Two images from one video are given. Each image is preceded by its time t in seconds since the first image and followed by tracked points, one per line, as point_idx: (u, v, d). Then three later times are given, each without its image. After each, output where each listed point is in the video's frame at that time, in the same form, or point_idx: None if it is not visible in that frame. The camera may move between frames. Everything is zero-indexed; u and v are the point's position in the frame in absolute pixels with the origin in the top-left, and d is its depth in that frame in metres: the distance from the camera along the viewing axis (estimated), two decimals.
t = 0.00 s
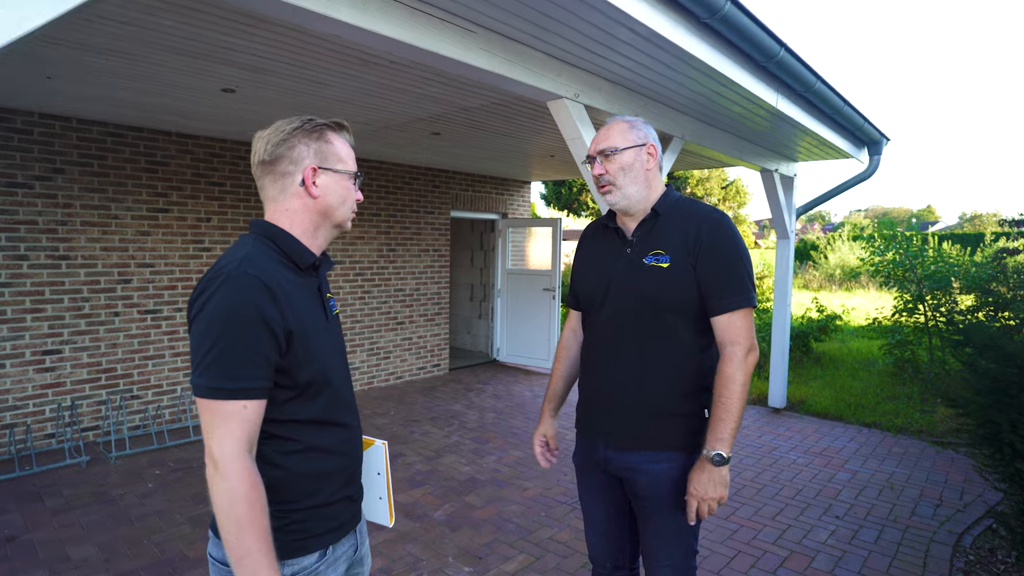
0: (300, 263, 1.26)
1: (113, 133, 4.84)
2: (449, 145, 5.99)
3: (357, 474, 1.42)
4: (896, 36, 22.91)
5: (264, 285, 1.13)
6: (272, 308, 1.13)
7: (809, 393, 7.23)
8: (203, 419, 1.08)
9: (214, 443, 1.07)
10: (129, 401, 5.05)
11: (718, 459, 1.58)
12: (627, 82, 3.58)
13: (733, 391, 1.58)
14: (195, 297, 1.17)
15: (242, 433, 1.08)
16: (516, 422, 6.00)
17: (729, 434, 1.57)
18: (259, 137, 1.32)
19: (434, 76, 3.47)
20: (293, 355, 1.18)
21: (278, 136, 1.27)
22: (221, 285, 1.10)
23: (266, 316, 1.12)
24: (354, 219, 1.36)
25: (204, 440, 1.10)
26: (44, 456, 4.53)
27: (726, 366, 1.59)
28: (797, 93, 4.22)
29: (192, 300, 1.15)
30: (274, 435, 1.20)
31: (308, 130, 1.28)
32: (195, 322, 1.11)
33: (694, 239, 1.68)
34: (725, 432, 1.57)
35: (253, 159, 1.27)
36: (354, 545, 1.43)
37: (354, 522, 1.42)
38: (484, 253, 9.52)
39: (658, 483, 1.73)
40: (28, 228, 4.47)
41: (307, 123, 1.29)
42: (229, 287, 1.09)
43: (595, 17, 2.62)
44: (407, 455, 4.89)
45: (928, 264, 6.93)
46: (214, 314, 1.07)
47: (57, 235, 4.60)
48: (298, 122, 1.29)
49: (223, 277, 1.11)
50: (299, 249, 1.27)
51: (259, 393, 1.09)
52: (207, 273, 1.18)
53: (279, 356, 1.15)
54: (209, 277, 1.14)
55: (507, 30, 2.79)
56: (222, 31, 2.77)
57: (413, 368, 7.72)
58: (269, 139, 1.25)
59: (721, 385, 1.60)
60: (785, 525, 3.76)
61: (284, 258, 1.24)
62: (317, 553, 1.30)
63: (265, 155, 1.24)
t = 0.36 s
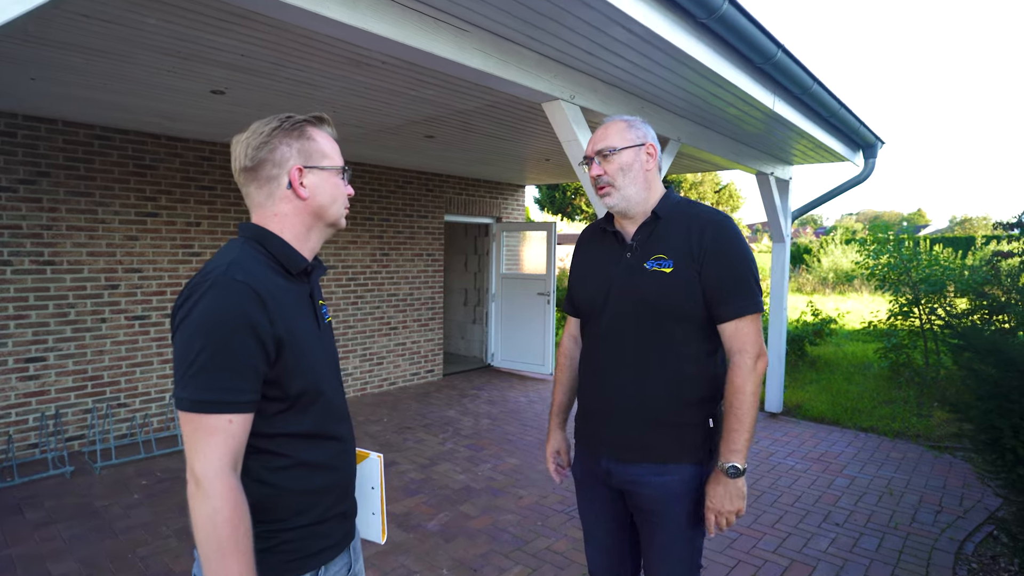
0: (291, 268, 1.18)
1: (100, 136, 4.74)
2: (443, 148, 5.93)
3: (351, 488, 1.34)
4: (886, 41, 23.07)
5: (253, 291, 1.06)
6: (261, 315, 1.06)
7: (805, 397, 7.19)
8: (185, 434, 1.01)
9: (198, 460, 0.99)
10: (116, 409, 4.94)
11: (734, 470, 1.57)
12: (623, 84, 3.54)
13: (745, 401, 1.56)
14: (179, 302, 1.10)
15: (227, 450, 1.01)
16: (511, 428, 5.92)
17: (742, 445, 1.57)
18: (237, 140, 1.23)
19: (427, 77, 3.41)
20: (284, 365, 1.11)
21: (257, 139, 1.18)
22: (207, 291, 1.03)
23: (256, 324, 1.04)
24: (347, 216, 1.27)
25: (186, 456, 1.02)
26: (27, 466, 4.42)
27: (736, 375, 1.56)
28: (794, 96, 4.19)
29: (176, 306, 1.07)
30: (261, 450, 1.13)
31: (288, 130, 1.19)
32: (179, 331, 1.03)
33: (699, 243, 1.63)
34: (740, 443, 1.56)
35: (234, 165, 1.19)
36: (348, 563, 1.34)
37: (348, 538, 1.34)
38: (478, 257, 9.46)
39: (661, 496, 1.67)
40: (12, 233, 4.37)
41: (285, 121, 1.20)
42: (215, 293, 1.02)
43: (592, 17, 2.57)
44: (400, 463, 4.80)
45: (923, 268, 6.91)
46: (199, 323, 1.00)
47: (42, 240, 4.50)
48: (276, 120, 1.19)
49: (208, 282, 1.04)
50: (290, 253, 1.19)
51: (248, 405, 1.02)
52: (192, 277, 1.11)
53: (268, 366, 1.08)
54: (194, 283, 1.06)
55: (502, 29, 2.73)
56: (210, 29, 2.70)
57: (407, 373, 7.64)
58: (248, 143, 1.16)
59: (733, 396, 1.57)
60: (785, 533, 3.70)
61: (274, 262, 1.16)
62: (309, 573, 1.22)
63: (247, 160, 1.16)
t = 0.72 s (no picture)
0: (273, 277, 1.13)
1: (65, 138, 4.57)
2: (421, 156, 5.87)
3: (335, 509, 1.29)
4: (852, 59, 23.83)
5: (232, 301, 1.00)
6: (241, 326, 1.00)
7: (779, 406, 7.29)
8: (158, 454, 0.94)
9: (171, 483, 0.92)
10: (77, 422, 4.73)
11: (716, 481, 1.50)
12: (605, 94, 3.55)
13: (731, 409, 1.49)
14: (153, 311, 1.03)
15: (204, 470, 0.94)
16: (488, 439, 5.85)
17: (726, 454, 1.49)
18: (224, 141, 1.20)
19: (408, 82, 3.37)
20: (264, 379, 1.05)
21: (245, 138, 1.15)
22: (182, 300, 0.96)
23: (234, 337, 0.98)
24: (331, 228, 1.23)
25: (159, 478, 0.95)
26: None
27: (727, 381, 1.51)
28: (771, 108, 4.27)
29: (149, 317, 1.01)
30: (240, 470, 1.06)
31: (278, 132, 1.16)
32: (151, 343, 0.97)
33: (688, 253, 1.62)
34: (724, 451, 1.49)
35: (218, 165, 1.15)
36: None
37: (331, 562, 1.28)
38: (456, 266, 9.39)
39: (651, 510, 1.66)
40: None
41: (277, 124, 1.17)
42: (190, 302, 0.96)
43: (579, 25, 2.57)
44: (376, 476, 4.70)
45: (891, 279, 7.10)
46: (173, 335, 0.94)
47: None
48: (267, 123, 1.16)
49: (184, 290, 0.98)
50: (272, 262, 1.14)
51: (226, 423, 0.96)
52: (168, 284, 1.04)
53: (248, 382, 1.02)
54: (168, 291, 1.00)
55: (488, 36, 2.71)
56: (185, 29, 2.62)
57: (382, 383, 7.51)
58: (235, 142, 1.13)
59: (718, 403, 1.51)
60: (764, 541, 3.72)
61: (255, 270, 1.11)
62: None
63: (232, 159, 1.12)
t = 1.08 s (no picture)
0: (262, 276, 1.08)
1: None
2: (380, 149, 5.75)
3: (326, 516, 1.24)
4: (793, 56, 24.78)
5: (225, 301, 0.95)
6: (235, 328, 0.96)
7: (735, 392, 7.55)
8: (148, 464, 0.88)
9: (165, 495, 0.87)
10: (14, 435, 4.43)
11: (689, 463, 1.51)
12: (570, 87, 3.57)
13: (712, 395, 1.52)
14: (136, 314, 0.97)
15: (200, 480, 0.89)
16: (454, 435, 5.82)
17: (700, 437, 1.52)
18: (192, 135, 1.10)
19: (371, 74, 3.29)
20: (259, 383, 1.01)
21: (220, 134, 1.06)
22: (171, 301, 0.91)
23: (229, 339, 0.94)
24: (320, 220, 1.18)
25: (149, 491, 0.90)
26: None
27: (710, 369, 1.54)
28: (728, 103, 4.39)
29: (132, 321, 0.95)
30: (232, 480, 1.02)
31: (255, 125, 1.08)
32: (138, 348, 0.91)
33: (671, 245, 1.65)
34: (700, 434, 1.52)
35: (192, 163, 1.06)
36: None
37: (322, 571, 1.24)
38: (415, 261, 9.27)
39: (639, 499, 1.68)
40: None
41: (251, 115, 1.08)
42: (181, 303, 0.91)
43: (548, 19, 2.58)
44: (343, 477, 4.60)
45: (836, 267, 7.44)
46: (164, 338, 0.89)
47: None
48: (240, 114, 1.07)
49: (172, 291, 0.92)
50: (261, 260, 1.09)
51: (223, 429, 0.92)
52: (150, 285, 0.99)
53: (242, 386, 0.98)
54: (153, 292, 0.95)
55: (456, 29, 2.68)
56: (134, 16, 2.47)
57: (343, 383, 7.36)
58: (209, 138, 1.04)
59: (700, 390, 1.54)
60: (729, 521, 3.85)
61: (244, 269, 1.06)
62: None
63: (209, 157, 1.04)
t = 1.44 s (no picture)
0: (287, 275, 1.09)
1: None
2: (361, 148, 5.71)
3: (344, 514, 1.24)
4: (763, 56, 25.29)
5: (259, 300, 0.96)
6: (268, 325, 0.96)
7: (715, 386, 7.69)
8: (187, 463, 0.90)
9: (205, 492, 0.89)
10: None
11: (721, 457, 1.62)
12: (558, 87, 3.59)
13: (726, 388, 1.61)
14: (166, 312, 0.98)
15: (238, 477, 0.91)
16: (440, 434, 5.81)
17: (726, 432, 1.62)
18: (223, 133, 1.13)
19: (358, 72, 3.27)
20: (288, 381, 1.02)
21: (252, 131, 1.09)
22: (208, 300, 0.92)
23: (263, 337, 0.95)
24: (341, 222, 1.20)
25: (186, 489, 0.91)
26: None
27: (717, 364, 1.62)
28: (708, 103, 4.49)
29: (164, 321, 0.95)
30: (263, 478, 1.03)
31: (285, 125, 1.11)
32: (171, 348, 0.92)
33: (674, 241, 1.70)
34: (724, 430, 1.62)
35: (221, 159, 1.09)
36: None
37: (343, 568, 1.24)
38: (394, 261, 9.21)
39: (646, 490, 1.73)
40: None
41: (282, 115, 1.12)
42: (218, 301, 0.92)
43: (540, 19, 2.60)
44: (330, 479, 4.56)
45: (809, 263, 7.64)
46: (202, 336, 0.90)
47: None
48: (272, 114, 1.11)
49: (208, 290, 0.93)
50: (286, 258, 1.09)
51: (258, 426, 0.93)
52: (180, 284, 0.99)
53: (274, 384, 0.99)
54: (186, 290, 0.95)
55: (448, 28, 2.69)
56: (118, 12, 2.42)
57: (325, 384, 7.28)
58: (240, 136, 1.07)
59: (713, 384, 1.63)
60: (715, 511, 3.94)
61: (270, 269, 1.07)
62: None
63: (239, 155, 1.07)
